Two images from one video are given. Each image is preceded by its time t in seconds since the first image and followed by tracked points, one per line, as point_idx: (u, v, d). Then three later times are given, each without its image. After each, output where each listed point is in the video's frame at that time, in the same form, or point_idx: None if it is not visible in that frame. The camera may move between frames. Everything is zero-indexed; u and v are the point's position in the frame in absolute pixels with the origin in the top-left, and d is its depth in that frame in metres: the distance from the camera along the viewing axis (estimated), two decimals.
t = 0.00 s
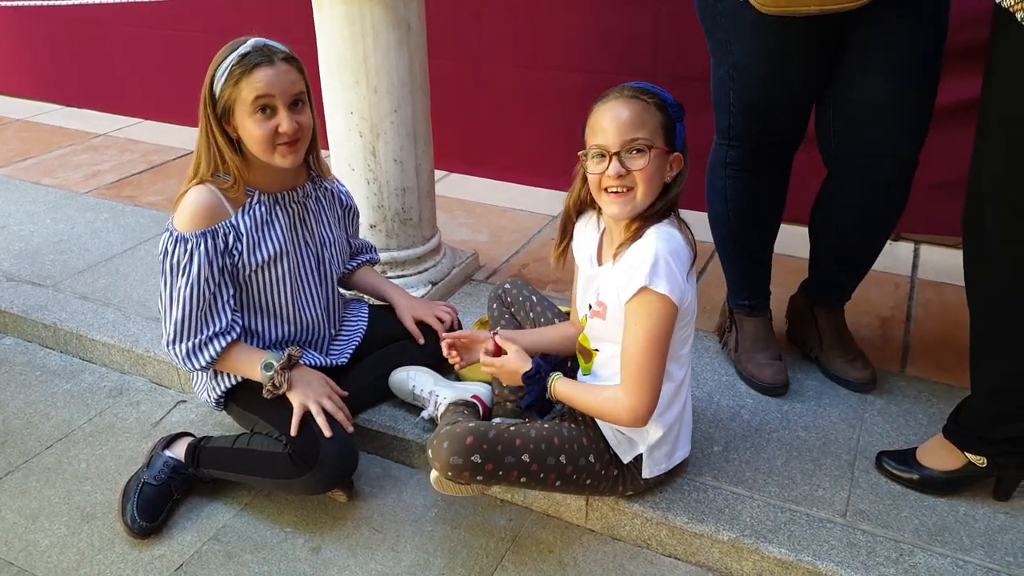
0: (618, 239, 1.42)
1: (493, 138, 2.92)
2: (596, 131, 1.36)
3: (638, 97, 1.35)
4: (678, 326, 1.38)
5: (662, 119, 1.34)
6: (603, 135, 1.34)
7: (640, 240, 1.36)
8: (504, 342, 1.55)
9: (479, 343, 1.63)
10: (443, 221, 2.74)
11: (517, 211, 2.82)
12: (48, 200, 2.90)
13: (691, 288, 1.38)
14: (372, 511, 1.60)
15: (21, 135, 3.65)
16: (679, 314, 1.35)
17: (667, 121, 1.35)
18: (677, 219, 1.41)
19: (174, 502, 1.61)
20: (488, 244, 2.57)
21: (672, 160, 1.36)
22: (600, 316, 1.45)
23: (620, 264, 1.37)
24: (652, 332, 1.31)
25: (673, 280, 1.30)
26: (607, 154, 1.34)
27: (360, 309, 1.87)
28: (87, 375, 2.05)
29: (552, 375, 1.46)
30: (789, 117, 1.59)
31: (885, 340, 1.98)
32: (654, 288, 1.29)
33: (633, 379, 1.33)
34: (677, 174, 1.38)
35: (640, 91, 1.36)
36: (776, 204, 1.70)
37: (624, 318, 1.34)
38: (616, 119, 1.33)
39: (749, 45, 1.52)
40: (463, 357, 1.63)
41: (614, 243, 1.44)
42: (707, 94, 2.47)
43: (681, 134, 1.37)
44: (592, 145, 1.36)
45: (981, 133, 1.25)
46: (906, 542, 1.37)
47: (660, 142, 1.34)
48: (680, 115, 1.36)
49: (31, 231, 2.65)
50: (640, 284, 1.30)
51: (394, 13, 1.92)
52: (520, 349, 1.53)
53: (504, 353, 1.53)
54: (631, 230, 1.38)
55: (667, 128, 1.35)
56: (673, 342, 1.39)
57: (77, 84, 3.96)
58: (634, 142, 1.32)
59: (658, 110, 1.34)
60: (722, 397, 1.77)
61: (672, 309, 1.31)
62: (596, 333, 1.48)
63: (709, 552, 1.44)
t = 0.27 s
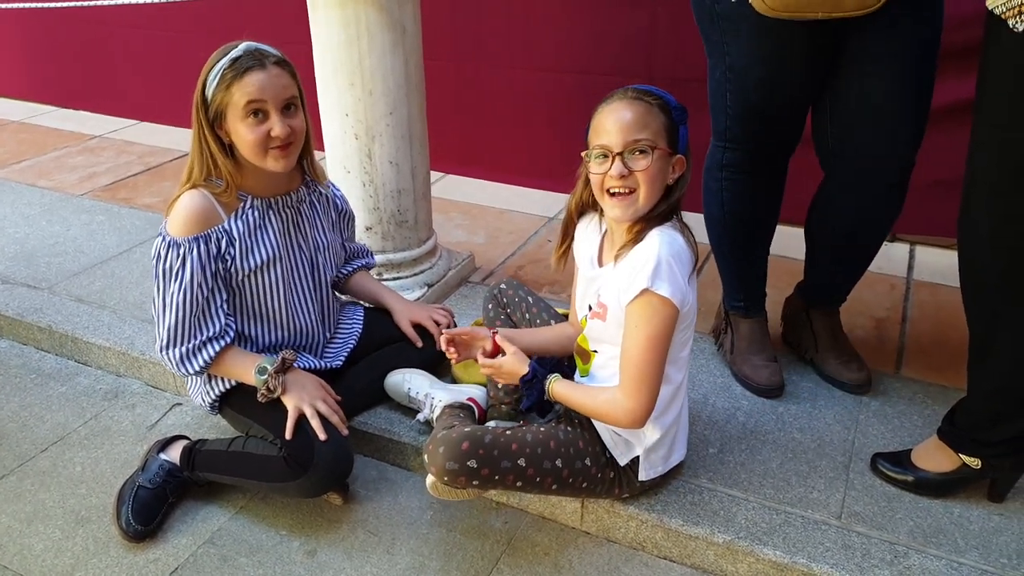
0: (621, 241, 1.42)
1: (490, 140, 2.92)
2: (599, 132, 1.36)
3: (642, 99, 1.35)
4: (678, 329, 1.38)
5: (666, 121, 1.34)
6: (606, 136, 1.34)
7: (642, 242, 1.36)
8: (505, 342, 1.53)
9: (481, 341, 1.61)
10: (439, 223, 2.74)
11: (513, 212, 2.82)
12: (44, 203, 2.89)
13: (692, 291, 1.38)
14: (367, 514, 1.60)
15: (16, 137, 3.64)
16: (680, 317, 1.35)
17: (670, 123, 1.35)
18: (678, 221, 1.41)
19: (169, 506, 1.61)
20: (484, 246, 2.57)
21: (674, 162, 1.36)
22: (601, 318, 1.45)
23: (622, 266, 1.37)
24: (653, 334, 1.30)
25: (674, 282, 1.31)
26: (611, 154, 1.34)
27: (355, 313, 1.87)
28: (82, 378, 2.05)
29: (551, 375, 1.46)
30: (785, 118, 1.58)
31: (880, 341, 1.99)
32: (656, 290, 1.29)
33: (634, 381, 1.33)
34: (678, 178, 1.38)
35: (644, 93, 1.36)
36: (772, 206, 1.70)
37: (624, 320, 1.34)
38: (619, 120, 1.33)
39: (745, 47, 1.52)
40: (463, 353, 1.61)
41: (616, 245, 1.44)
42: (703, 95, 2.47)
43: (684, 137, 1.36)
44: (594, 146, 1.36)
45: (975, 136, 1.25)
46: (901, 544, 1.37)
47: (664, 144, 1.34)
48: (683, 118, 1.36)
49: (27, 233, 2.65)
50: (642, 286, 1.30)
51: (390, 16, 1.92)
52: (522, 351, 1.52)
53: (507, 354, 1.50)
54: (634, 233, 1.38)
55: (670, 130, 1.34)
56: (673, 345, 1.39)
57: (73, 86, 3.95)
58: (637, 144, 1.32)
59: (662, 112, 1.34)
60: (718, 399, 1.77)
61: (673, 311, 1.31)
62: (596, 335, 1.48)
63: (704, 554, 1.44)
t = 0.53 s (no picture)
0: (616, 242, 1.42)
1: (484, 140, 2.91)
2: (593, 133, 1.35)
3: (636, 99, 1.34)
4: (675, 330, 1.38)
5: (660, 122, 1.34)
6: (600, 137, 1.33)
7: (638, 244, 1.35)
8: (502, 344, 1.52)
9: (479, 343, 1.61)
10: (434, 223, 2.74)
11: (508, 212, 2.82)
12: (37, 204, 2.88)
13: (688, 292, 1.37)
14: (361, 516, 1.60)
15: (9, 138, 3.63)
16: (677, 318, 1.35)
17: (665, 124, 1.34)
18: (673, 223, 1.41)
19: (161, 509, 1.60)
20: (478, 246, 2.57)
21: (670, 163, 1.35)
22: (597, 319, 1.45)
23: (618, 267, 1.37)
24: (651, 335, 1.30)
25: (670, 283, 1.30)
26: (606, 155, 1.33)
27: (349, 314, 1.86)
28: (74, 380, 2.04)
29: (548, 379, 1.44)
30: (780, 118, 1.58)
31: (875, 341, 1.98)
32: (653, 291, 1.29)
33: (632, 383, 1.32)
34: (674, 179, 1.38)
35: (638, 93, 1.36)
36: (766, 206, 1.70)
37: (621, 321, 1.33)
38: (614, 122, 1.33)
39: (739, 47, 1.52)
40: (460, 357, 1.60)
41: (612, 247, 1.44)
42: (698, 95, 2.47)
43: (679, 138, 1.36)
44: (588, 146, 1.36)
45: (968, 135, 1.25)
46: (896, 545, 1.37)
47: (659, 144, 1.33)
48: (677, 118, 1.36)
49: (20, 234, 2.63)
50: (638, 287, 1.29)
51: (382, 15, 1.92)
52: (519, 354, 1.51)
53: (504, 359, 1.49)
54: (630, 235, 1.38)
55: (664, 131, 1.34)
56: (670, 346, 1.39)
57: (66, 86, 3.94)
58: (631, 145, 1.32)
59: (656, 113, 1.33)
60: (712, 399, 1.77)
61: (670, 312, 1.30)
62: (592, 337, 1.48)
63: (698, 556, 1.44)
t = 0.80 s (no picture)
0: (613, 244, 1.42)
1: (480, 141, 2.91)
2: (589, 136, 1.35)
3: (632, 101, 1.34)
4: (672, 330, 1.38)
5: (656, 124, 1.33)
6: (596, 140, 1.33)
7: (633, 245, 1.35)
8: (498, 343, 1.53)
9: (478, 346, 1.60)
10: (430, 224, 2.73)
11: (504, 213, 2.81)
12: (31, 206, 2.87)
13: (684, 293, 1.37)
14: (357, 519, 1.59)
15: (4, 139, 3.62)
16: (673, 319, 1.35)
17: (660, 126, 1.34)
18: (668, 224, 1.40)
19: (156, 512, 1.60)
20: (474, 247, 2.57)
21: (666, 166, 1.36)
22: (593, 321, 1.44)
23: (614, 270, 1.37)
24: (647, 336, 1.30)
25: (666, 284, 1.30)
26: (602, 157, 1.33)
27: (344, 316, 1.86)
28: (69, 383, 2.03)
29: (544, 379, 1.44)
30: (776, 119, 1.58)
31: (871, 341, 1.99)
32: (649, 292, 1.29)
33: (628, 384, 1.32)
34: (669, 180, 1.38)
35: (634, 96, 1.35)
36: (762, 207, 1.70)
37: (617, 323, 1.33)
38: (610, 124, 1.32)
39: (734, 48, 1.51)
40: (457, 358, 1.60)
41: (608, 248, 1.44)
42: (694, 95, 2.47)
43: (675, 140, 1.36)
44: (585, 148, 1.35)
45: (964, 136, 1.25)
46: (892, 546, 1.37)
47: (655, 147, 1.33)
48: (672, 120, 1.36)
49: (14, 236, 2.63)
50: (634, 288, 1.29)
51: (377, 16, 1.91)
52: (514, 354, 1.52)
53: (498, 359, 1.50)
54: (626, 237, 1.38)
55: (660, 133, 1.34)
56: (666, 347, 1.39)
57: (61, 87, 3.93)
58: (627, 148, 1.31)
59: (652, 115, 1.33)
60: (709, 401, 1.77)
61: (666, 313, 1.30)
62: (588, 338, 1.48)
63: (695, 557, 1.44)
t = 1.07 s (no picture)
0: (611, 243, 1.41)
1: (477, 141, 2.91)
2: (588, 135, 1.35)
3: (631, 101, 1.34)
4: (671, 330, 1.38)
5: (655, 124, 1.33)
6: (595, 139, 1.33)
7: (632, 245, 1.35)
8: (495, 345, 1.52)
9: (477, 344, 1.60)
10: (427, 224, 2.73)
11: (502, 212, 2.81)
12: (27, 206, 2.86)
13: (683, 292, 1.37)
14: (354, 519, 1.59)
15: None
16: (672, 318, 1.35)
17: (659, 126, 1.34)
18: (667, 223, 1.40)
19: (152, 513, 1.59)
20: (471, 247, 2.56)
21: (664, 166, 1.35)
22: (592, 320, 1.44)
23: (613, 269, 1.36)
24: (647, 335, 1.30)
25: (666, 283, 1.30)
26: (600, 156, 1.33)
27: (341, 316, 1.86)
28: (65, 384, 2.03)
29: (540, 381, 1.43)
30: (774, 118, 1.58)
31: (868, 340, 1.99)
32: (649, 291, 1.29)
33: (628, 383, 1.32)
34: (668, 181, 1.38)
35: (633, 95, 1.35)
36: (759, 207, 1.70)
37: (617, 322, 1.33)
38: (609, 124, 1.32)
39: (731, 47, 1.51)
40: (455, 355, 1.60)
41: (606, 248, 1.43)
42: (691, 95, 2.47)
43: (674, 140, 1.36)
44: (583, 148, 1.35)
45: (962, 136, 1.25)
46: (890, 545, 1.37)
47: (654, 147, 1.33)
48: (672, 120, 1.35)
49: (9, 236, 2.62)
50: (635, 288, 1.29)
51: (374, 16, 1.91)
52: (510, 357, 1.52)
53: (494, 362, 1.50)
54: (624, 236, 1.37)
55: (659, 133, 1.33)
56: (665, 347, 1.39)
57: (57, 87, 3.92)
58: (626, 147, 1.31)
59: (651, 115, 1.33)
60: (706, 400, 1.77)
61: (666, 312, 1.30)
62: (587, 338, 1.47)
63: (692, 557, 1.44)
